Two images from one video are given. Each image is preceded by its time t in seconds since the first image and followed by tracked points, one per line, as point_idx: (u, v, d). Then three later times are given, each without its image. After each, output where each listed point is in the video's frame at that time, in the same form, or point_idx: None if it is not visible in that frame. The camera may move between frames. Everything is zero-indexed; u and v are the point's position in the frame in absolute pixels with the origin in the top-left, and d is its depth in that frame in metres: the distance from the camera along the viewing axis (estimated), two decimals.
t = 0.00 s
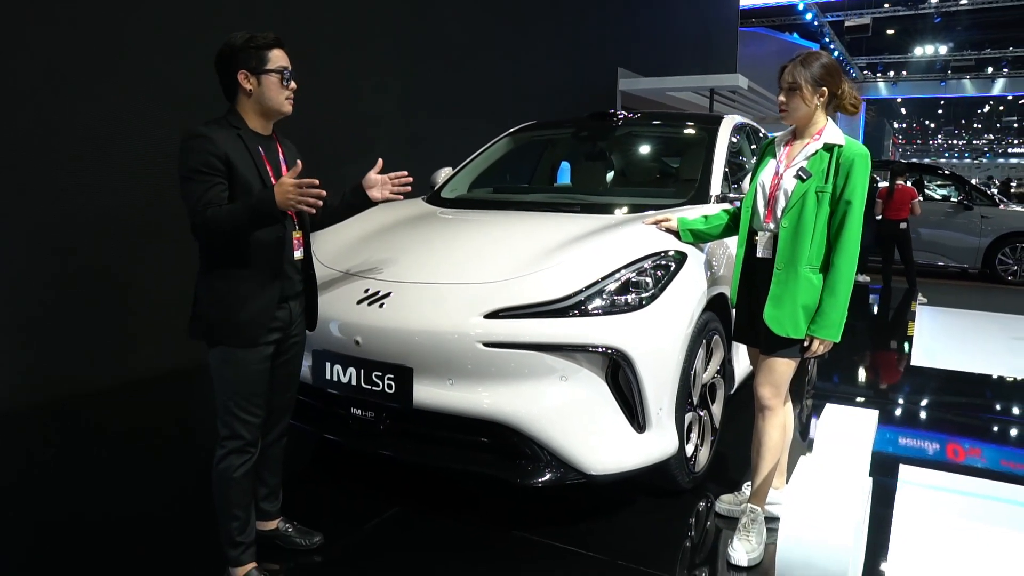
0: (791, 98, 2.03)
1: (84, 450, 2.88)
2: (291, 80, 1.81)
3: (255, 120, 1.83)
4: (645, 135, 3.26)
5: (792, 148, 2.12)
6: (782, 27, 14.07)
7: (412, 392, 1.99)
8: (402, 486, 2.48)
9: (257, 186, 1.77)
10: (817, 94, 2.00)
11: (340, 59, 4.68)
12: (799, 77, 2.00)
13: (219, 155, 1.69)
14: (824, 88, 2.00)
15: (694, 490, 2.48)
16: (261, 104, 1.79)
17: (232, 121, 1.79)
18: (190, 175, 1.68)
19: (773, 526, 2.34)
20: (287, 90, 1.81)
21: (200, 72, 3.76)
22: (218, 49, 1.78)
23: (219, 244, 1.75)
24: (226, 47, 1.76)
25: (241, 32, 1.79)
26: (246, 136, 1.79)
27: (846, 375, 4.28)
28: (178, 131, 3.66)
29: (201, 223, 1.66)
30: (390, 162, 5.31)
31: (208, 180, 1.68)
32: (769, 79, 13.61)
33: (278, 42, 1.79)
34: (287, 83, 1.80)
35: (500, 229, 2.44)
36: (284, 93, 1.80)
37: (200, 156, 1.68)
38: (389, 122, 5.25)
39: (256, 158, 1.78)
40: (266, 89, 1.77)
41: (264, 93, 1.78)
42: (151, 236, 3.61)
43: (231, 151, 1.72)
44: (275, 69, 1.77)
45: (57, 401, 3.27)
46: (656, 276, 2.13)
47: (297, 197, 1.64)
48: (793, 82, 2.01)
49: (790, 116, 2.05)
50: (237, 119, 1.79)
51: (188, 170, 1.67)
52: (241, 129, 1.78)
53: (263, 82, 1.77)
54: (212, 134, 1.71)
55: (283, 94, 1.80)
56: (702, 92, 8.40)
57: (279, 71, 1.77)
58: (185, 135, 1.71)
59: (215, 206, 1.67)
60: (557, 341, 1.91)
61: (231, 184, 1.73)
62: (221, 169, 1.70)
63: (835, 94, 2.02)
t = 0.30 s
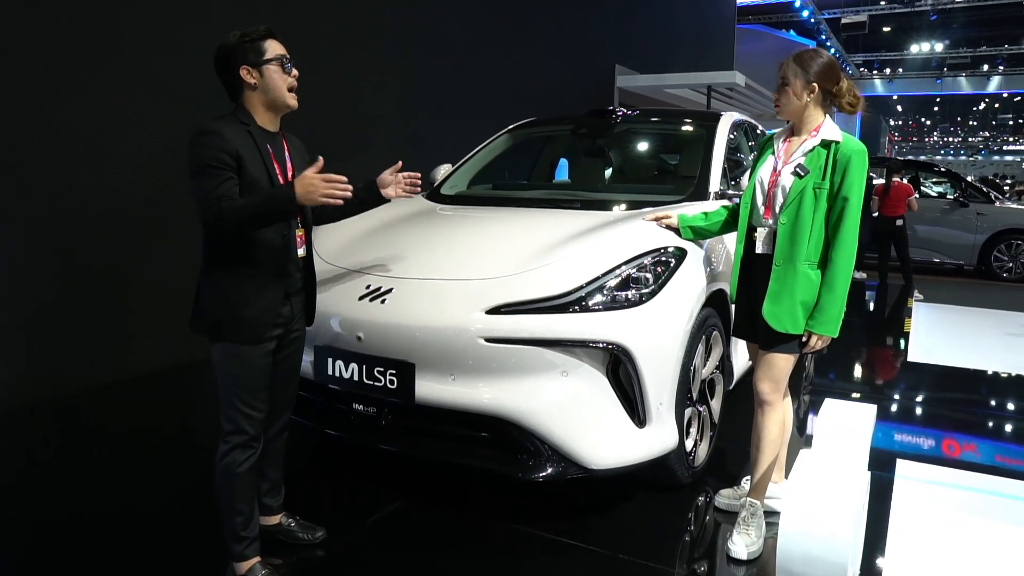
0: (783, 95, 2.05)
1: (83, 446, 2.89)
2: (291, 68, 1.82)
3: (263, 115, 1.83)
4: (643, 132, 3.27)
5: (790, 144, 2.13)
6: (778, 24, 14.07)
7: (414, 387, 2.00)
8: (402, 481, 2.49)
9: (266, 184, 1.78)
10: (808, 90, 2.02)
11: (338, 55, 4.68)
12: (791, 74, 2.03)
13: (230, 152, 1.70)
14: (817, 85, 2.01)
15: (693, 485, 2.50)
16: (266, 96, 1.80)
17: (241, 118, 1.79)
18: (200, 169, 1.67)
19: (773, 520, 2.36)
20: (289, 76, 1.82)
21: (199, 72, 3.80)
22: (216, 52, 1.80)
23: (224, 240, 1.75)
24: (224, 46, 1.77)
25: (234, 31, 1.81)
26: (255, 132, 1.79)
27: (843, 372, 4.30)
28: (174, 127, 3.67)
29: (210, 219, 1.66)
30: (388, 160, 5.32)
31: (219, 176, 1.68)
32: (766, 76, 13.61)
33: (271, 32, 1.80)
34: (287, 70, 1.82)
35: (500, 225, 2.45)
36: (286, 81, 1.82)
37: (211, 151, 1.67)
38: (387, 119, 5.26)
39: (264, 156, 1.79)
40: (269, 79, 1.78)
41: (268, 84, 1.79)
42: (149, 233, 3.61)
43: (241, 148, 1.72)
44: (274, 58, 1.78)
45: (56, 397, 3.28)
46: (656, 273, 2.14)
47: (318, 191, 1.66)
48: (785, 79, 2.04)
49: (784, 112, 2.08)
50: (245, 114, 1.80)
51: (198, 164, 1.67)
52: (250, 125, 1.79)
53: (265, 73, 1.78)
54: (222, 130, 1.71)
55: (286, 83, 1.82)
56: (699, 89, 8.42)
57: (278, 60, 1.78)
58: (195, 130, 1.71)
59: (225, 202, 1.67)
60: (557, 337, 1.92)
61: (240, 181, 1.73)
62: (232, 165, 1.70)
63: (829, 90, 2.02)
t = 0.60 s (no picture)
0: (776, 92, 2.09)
1: (84, 444, 2.90)
2: (318, 85, 1.84)
3: (277, 122, 1.84)
4: (642, 130, 3.28)
5: (788, 141, 2.14)
6: (774, 21, 14.05)
7: (417, 384, 2.02)
8: (404, 478, 2.51)
9: (274, 188, 1.79)
10: (797, 88, 2.04)
11: (337, 53, 4.68)
12: (782, 72, 2.06)
13: (244, 157, 1.70)
14: (805, 83, 2.02)
15: (692, 481, 2.52)
16: (288, 107, 1.81)
17: (255, 122, 1.79)
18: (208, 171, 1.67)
19: (772, 515, 2.38)
20: (315, 94, 1.84)
21: (199, 71, 3.80)
22: (244, 48, 1.78)
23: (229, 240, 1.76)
24: (255, 48, 1.76)
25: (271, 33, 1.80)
26: (269, 138, 1.80)
27: (840, 368, 4.33)
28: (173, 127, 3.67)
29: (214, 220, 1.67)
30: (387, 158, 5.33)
31: (228, 178, 1.67)
32: (762, 73, 13.62)
33: (309, 46, 1.81)
34: (315, 88, 1.84)
35: (500, 223, 2.46)
36: (311, 98, 1.83)
37: (224, 154, 1.67)
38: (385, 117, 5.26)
39: (275, 159, 1.79)
40: (296, 93, 1.80)
41: (294, 97, 1.80)
42: (149, 232, 3.62)
43: (252, 151, 1.72)
44: (306, 73, 1.80)
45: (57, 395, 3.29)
46: (656, 270, 2.16)
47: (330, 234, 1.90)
48: (777, 76, 2.08)
49: (778, 109, 2.11)
50: (259, 118, 1.80)
51: (210, 167, 1.67)
52: (264, 130, 1.79)
53: (294, 87, 1.79)
54: (236, 134, 1.71)
55: (311, 99, 1.83)
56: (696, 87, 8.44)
57: (309, 76, 1.80)
58: (208, 132, 1.70)
59: (232, 204, 1.68)
60: (559, 334, 1.94)
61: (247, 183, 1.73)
62: (244, 170, 1.70)
63: (819, 88, 2.02)
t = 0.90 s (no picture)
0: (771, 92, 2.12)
1: (85, 442, 2.91)
2: (319, 80, 1.86)
3: (278, 117, 1.85)
4: (639, 128, 3.31)
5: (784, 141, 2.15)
6: (771, 19, 14.07)
7: (417, 381, 2.03)
8: (404, 475, 2.52)
9: (279, 188, 1.80)
10: (788, 86, 2.05)
11: (337, 53, 4.69)
12: (774, 72, 2.09)
13: (248, 156, 1.71)
14: (796, 81, 2.04)
15: (690, 477, 2.54)
16: (290, 102, 1.82)
17: (258, 118, 1.80)
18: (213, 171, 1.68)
19: (769, 512, 2.40)
20: (317, 88, 1.86)
21: (199, 71, 3.81)
22: (244, 46, 1.79)
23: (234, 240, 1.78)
24: (255, 44, 1.77)
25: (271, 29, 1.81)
26: (273, 134, 1.81)
27: (836, 366, 4.35)
28: (171, 126, 3.67)
29: (221, 220, 1.68)
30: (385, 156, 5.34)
31: (234, 179, 1.69)
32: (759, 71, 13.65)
33: (309, 41, 1.82)
34: (317, 82, 1.85)
35: (499, 221, 2.48)
36: (313, 93, 1.85)
37: (228, 153, 1.68)
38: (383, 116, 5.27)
39: (280, 160, 1.80)
40: (298, 88, 1.81)
41: (296, 92, 1.81)
42: (149, 232, 3.63)
43: (258, 152, 1.73)
44: (308, 68, 1.81)
45: (57, 394, 3.30)
46: (655, 268, 2.18)
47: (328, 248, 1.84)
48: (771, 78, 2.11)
49: (775, 110, 2.13)
50: (261, 115, 1.81)
51: (213, 167, 1.68)
52: (268, 127, 1.80)
53: (296, 82, 1.80)
54: (241, 133, 1.72)
55: (312, 93, 1.85)
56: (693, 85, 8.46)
57: (311, 71, 1.82)
58: (212, 131, 1.71)
59: (238, 205, 1.69)
60: (558, 332, 1.96)
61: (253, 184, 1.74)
62: (247, 169, 1.71)
63: (811, 86, 2.02)
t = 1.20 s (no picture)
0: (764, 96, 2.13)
1: (85, 440, 2.93)
2: (316, 76, 1.89)
3: (278, 112, 1.86)
4: (637, 128, 3.33)
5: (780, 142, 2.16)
6: (769, 18, 14.10)
7: (417, 380, 2.05)
8: (404, 472, 2.54)
9: (286, 183, 1.81)
10: (780, 89, 2.07)
11: (336, 53, 4.70)
12: (766, 76, 2.11)
13: (254, 152, 1.72)
14: (787, 83, 2.05)
15: (687, 474, 2.56)
16: (291, 97, 1.85)
17: (258, 113, 1.81)
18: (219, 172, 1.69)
19: (766, 508, 2.42)
20: (315, 86, 1.89)
21: (199, 71, 3.82)
22: (243, 39, 1.79)
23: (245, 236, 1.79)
24: (259, 37, 1.77)
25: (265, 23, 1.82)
26: (273, 129, 1.82)
27: (834, 363, 4.38)
28: (170, 126, 3.69)
29: (232, 218, 1.69)
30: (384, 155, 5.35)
31: (242, 177, 1.70)
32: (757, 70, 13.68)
33: (310, 38, 1.85)
34: (314, 79, 1.89)
35: (498, 221, 2.49)
36: (312, 89, 1.88)
37: (234, 151, 1.70)
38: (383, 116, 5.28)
39: (285, 154, 1.81)
40: (301, 83, 1.84)
41: (298, 88, 1.84)
42: (149, 231, 3.64)
43: (262, 148, 1.75)
44: (310, 64, 1.84)
45: (56, 392, 3.32)
46: (653, 267, 2.20)
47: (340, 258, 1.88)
48: (763, 81, 2.13)
49: (769, 113, 2.14)
50: (259, 110, 1.81)
51: (220, 165, 1.69)
52: (268, 122, 1.81)
53: (300, 77, 1.83)
54: (245, 129, 1.73)
55: (310, 90, 1.88)
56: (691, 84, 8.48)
57: (312, 67, 1.85)
58: (216, 129, 1.72)
59: (249, 202, 1.70)
60: (558, 331, 1.98)
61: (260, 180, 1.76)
62: (254, 165, 1.72)
63: (801, 88, 2.04)
